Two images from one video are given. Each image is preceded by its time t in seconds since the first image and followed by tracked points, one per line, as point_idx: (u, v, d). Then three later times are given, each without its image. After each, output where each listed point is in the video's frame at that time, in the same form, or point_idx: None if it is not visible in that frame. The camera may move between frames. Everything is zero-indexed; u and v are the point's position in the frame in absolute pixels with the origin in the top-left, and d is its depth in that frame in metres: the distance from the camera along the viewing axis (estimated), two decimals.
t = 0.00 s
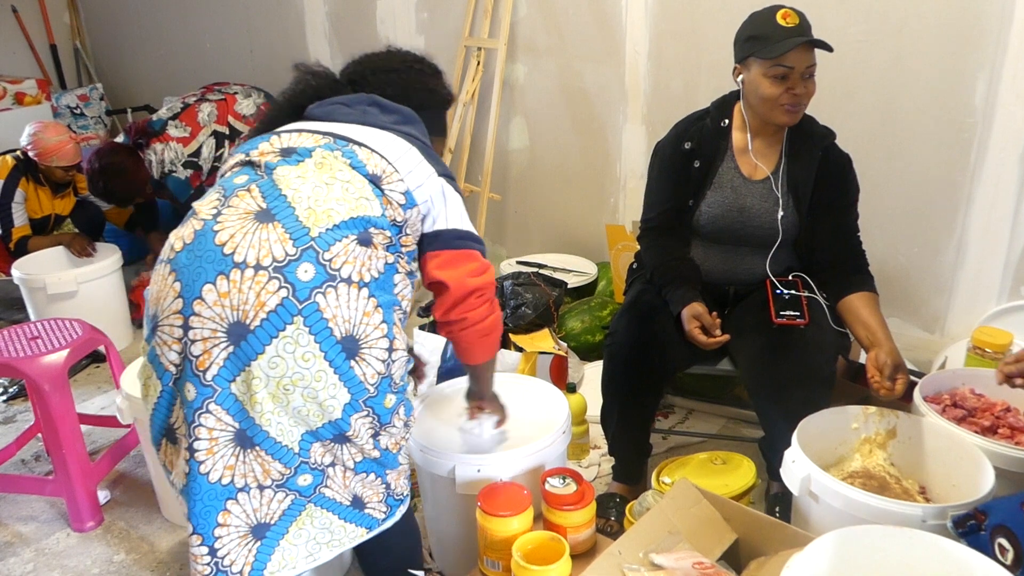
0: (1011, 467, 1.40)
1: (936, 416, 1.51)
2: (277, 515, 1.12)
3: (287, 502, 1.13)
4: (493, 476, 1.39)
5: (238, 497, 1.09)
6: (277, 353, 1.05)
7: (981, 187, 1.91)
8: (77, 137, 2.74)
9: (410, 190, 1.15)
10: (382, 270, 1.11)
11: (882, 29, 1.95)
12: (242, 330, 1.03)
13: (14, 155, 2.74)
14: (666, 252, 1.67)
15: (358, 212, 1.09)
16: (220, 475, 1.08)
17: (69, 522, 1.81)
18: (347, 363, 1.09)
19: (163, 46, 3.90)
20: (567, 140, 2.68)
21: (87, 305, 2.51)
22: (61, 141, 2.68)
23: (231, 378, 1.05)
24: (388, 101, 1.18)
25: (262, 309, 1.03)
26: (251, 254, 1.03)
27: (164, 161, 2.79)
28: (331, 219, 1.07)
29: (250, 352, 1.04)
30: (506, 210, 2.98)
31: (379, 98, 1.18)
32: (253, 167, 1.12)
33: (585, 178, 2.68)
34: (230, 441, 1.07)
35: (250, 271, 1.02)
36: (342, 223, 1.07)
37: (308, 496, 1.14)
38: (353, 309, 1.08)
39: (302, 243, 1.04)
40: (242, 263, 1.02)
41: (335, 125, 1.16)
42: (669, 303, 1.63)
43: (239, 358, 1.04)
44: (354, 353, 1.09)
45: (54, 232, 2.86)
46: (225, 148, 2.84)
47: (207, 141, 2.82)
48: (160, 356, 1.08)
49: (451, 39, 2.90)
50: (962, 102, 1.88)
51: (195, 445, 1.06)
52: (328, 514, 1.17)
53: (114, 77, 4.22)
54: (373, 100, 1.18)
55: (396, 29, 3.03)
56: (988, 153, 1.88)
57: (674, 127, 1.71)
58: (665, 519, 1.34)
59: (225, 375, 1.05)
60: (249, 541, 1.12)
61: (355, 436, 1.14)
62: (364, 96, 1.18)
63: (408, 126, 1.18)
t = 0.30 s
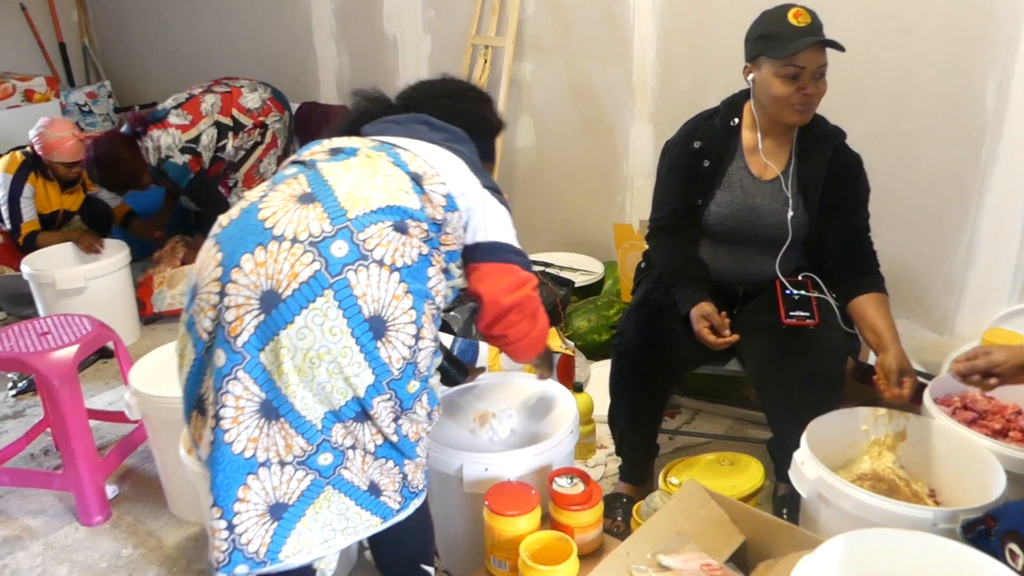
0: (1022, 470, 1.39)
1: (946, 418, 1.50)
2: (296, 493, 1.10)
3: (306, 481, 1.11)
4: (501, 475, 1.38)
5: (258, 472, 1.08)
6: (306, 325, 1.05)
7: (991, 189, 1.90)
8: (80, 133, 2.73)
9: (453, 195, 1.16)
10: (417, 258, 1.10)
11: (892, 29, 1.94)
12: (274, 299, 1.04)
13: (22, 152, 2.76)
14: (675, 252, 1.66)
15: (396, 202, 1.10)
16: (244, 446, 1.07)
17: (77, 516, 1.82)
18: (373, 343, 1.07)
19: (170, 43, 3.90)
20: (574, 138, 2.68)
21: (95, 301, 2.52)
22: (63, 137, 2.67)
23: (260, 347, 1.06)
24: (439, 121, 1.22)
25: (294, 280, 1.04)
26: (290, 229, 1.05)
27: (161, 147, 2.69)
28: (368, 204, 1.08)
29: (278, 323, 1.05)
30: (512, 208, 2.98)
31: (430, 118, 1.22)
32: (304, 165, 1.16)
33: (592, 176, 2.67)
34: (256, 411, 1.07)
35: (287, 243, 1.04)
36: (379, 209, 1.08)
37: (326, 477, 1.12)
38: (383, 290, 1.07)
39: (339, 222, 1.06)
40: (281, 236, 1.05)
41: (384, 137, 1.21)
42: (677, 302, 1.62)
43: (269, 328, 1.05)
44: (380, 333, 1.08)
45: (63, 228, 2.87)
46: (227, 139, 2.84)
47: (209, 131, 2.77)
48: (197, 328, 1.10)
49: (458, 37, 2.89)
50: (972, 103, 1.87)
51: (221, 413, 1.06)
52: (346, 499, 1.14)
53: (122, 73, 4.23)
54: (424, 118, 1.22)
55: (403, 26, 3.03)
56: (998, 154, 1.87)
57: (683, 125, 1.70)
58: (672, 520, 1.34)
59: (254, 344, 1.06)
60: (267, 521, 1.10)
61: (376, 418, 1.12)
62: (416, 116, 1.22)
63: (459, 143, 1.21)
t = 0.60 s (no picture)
0: None
1: (962, 423, 1.50)
2: (332, 456, 1.14)
3: (342, 445, 1.14)
4: (513, 474, 1.39)
5: (298, 435, 1.11)
6: (345, 302, 1.07)
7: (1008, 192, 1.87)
8: (81, 130, 2.72)
9: (509, 221, 1.18)
10: (458, 257, 1.11)
11: (908, 30, 1.93)
12: (319, 274, 1.07)
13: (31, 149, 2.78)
14: (688, 252, 1.65)
15: (449, 207, 1.12)
16: (286, 409, 1.10)
17: (93, 510, 1.83)
18: (407, 328, 1.09)
19: (184, 43, 3.92)
20: (586, 139, 2.67)
21: (110, 298, 2.54)
22: (64, 135, 2.67)
23: (301, 319, 1.08)
24: (509, 147, 1.23)
25: (340, 259, 1.06)
26: (344, 212, 1.09)
27: (163, 123, 2.72)
28: (421, 203, 1.10)
29: (320, 297, 1.07)
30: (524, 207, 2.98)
31: (501, 143, 1.23)
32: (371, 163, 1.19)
33: (605, 177, 2.67)
34: (299, 375, 1.10)
35: (339, 225, 1.08)
36: (431, 209, 1.10)
37: (362, 444, 1.15)
38: (422, 279, 1.08)
39: (391, 212, 1.08)
40: (335, 217, 1.08)
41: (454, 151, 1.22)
42: (690, 303, 1.62)
43: (311, 301, 1.07)
44: (416, 319, 1.09)
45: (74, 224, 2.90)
46: (233, 127, 2.86)
47: (214, 116, 2.81)
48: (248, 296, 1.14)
49: (470, 36, 2.89)
50: (989, 105, 1.85)
51: (268, 374, 1.09)
52: (376, 469, 1.17)
53: (138, 72, 4.26)
54: (496, 143, 1.23)
55: (416, 25, 3.03)
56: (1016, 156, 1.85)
57: (697, 125, 1.69)
58: (684, 522, 1.34)
59: (296, 316, 1.08)
60: (306, 485, 1.13)
61: (405, 398, 1.13)
62: (489, 138, 1.23)
63: (519, 173, 1.22)
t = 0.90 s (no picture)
0: None
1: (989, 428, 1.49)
2: (366, 426, 1.16)
3: (376, 416, 1.17)
4: (535, 475, 1.39)
5: (339, 405, 1.14)
6: (389, 288, 1.09)
7: None
8: (94, 128, 2.75)
9: (557, 249, 1.19)
10: (504, 263, 1.12)
11: (940, 33, 1.90)
12: (367, 258, 1.09)
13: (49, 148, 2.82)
14: (712, 255, 1.64)
15: (503, 217, 1.12)
16: (329, 379, 1.14)
17: (117, 502, 1.85)
18: (445, 321, 1.10)
19: (210, 40, 3.95)
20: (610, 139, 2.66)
21: (135, 292, 2.57)
22: (76, 132, 2.71)
23: (346, 299, 1.11)
24: (571, 176, 1.22)
25: (390, 246, 1.08)
26: (401, 204, 1.11)
27: (183, 111, 2.76)
28: (478, 208, 1.11)
29: (366, 280, 1.09)
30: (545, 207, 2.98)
31: (564, 169, 1.22)
32: (438, 165, 1.20)
33: (628, 178, 2.66)
34: (343, 348, 1.14)
35: (394, 215, 1.10)
36: (484, 216, 1.11)
37: (395, 420, 1.18)
38: (466, 277, 1.09)
39: (446, 211, 1.10)
40: (392, 208, 1.11)
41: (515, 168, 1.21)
42: (715, 306, 1.61)
43: (357, 282, 1.09)
44: (454, 314, 1.10)
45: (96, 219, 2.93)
46: (252, 120, 2.86)
47: (234, 108, 2.82)
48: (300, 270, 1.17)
49: (495, 36, 2.89)
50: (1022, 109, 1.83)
51: (316, 344, 1.12)
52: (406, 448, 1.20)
53: (163, 68, 4.30)
54: (559, 169, 1.22)
55: (440, 24, 3.03)
56: None
57: (724, 127, 1.68)
58: (706, 527, 1.33)
59: (341, 294, 1.11)
60: (343, 456, 1.16)
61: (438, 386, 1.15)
62: (555, 164, 1.22)
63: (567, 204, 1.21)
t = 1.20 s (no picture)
0: None
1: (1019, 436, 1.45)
2: (375, 425, 1.17)
3: (386, 416, 1.17)
4: (556, 479, 1.38)
5: (346, 402, 1.15)
6: (399, 280, 1.08)
7: None
8: (113, 128, 2.77)
9: (580, 242, 1.17)
10: (517, 256, 1.10)
11: (969, 36, 1.88)
12: (378, 251, 1.09)
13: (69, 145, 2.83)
14: (736, 258, 1.62)
15: (516, 209, 1.11)
16: (337, 374, 1.14)
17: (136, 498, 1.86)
18: (457, 314, 1.09)
19: (230, 37, 3.96)
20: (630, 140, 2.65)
21: (154, 288, 2.58)
22: (96, 132, 2.72)
23: (357, 293, 1.11)
24: (599, 168, 1.19)
25: (401, 239, 1.08)
26: (412, 197, 1.10)
27: (199, 101, 2.77)
28: (490, 200, 1.10)
29: (376, 273, 1.09)
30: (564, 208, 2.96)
31: (592, 162, 1.19)
32: (454, 159, 1.19)
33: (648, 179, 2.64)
34: (353, 344, 1.14)
35: (405, 207, 1.09)
36: (497, 208, 1.10)
37: (407, 419, 1.18)
38: (477, 268, 1.08)
39: (457, 203, 1.09)
40: (403, 201, 1.10)
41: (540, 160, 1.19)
42: (739, 310, 1.60)
43: (367, 276, 1.10)
44: (465, 306, 1.09)
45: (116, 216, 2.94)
46: (268, 115, 2.87)
47: (250, 101, 2.83)
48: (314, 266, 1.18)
49: (515, 35, 2.88)
50: None
51: (326, 339, 1.13)
52: (416, 446, 1.20)
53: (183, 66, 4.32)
54: (586, 161, 1.19)
55: (460, 23, 3.03)
56: None
57: (749, 129, 1.66)
58: (730, 535, 1.31)
59: (352, 288, 1.11)
60: (349, 454, 1.16)
61: (450, 381, 1.14)
62: (580, 156, 1.19)
63: (604, 199, 1.18)
